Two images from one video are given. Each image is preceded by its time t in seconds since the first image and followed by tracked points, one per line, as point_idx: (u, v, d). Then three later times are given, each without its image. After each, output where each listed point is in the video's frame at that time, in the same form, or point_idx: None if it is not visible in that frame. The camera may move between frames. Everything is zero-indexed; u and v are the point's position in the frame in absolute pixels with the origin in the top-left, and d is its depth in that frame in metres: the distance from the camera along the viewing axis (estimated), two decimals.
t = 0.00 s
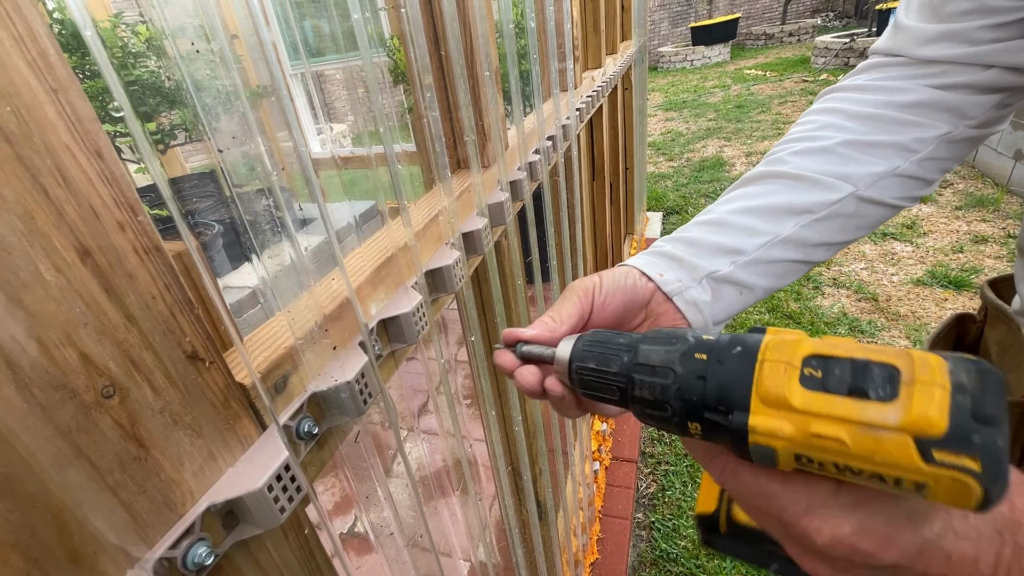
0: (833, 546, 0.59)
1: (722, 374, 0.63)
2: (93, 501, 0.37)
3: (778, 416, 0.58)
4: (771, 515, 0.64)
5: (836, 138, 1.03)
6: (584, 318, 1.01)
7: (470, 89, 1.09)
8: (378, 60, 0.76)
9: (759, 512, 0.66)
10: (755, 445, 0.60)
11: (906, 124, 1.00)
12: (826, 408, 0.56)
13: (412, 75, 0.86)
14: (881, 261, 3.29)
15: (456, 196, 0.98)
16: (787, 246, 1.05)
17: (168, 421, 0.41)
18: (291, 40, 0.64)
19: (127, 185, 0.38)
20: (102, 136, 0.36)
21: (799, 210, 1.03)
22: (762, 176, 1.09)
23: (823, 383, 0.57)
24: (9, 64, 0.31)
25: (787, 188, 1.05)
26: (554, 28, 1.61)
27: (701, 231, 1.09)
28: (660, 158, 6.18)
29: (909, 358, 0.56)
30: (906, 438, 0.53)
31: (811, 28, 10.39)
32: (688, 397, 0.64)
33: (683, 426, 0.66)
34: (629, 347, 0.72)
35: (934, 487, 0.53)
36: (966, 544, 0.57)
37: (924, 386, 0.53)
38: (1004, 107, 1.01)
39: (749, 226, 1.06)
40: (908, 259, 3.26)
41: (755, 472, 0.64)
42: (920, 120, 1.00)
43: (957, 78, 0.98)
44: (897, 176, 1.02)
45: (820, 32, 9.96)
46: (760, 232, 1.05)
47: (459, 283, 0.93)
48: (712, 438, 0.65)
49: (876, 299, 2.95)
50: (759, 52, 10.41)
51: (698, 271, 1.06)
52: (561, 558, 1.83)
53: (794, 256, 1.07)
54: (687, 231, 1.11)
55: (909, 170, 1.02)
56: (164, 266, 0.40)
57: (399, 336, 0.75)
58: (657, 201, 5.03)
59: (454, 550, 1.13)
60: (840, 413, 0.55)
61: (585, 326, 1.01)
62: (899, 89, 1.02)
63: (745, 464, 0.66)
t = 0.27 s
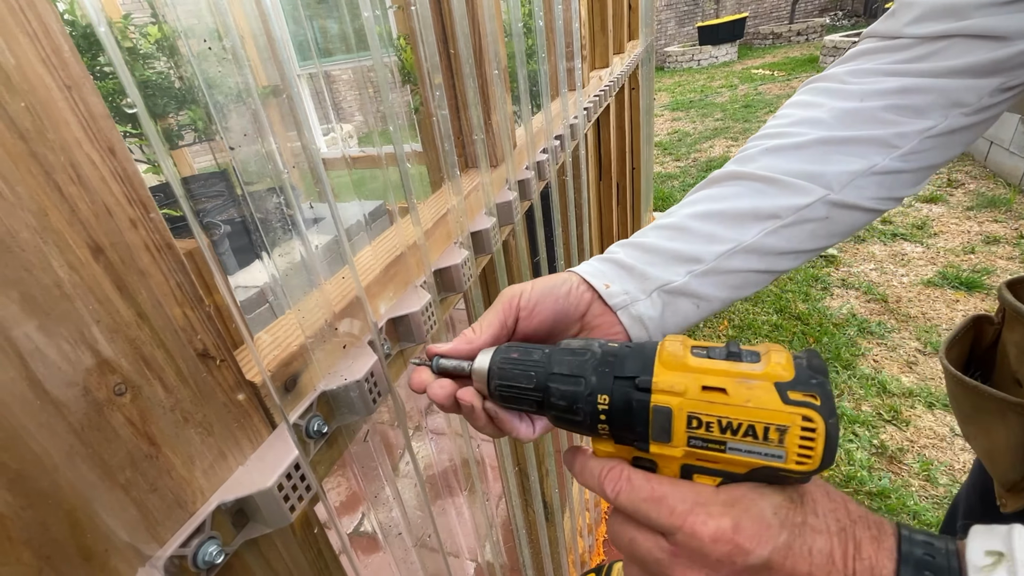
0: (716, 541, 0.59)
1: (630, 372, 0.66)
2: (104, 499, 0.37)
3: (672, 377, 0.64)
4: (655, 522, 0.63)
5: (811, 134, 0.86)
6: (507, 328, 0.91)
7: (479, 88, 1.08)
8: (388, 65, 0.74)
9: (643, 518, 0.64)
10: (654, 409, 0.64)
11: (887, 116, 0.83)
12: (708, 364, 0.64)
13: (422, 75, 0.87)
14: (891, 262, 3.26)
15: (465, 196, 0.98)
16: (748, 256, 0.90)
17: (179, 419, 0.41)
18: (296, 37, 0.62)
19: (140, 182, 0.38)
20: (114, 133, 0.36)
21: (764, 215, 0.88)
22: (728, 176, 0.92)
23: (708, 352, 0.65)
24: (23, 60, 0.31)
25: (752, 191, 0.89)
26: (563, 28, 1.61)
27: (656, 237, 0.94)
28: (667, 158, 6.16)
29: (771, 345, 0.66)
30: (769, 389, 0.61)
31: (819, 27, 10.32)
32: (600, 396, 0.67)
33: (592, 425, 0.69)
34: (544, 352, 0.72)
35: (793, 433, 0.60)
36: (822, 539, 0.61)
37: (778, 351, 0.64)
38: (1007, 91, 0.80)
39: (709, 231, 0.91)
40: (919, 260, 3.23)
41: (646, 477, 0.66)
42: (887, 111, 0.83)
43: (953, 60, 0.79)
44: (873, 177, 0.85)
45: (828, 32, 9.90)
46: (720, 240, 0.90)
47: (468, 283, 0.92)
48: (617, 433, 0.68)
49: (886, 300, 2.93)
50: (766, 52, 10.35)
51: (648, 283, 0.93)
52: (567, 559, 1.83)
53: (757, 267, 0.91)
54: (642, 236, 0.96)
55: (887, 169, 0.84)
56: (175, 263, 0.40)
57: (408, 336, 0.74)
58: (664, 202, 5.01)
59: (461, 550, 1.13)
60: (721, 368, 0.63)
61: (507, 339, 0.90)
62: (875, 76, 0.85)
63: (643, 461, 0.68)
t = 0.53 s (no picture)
0: (682, 540, 0.59)
1: (602, 366, 0.66)
2: (122, 492, 0.37)
3: (643, 372, 0.64)
4: (626, 517, 0.64)
5: (806, 134, 0.86)
6: (495, 321, 0.89)
7: (488, 86, 1.08)
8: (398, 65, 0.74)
9: (614, 513, 0.66)
10: (623, 404, 0.64)
11: (882, 116, 0.82)
12: (680, 360, 0.63)
13: (431, 74, 0.87)
14: (900, 262, 3.24)
15: (473, 194, 0.98)
16: (738, 254, 0.90)
17: (194, 413, 0.42)
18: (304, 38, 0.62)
19: (157, 178, 0.38)
20: (132, 130, 0.36)
21: (755, 214, 0.88)
22: (723, 175, 0.92)
23: (682, 348, 0.64)
24: (44, 56, 0.31)
25: (745, 190, 0.89)
26: (571, 27, 1.61)
27: (650, 235, 0.94)
28: (673, 157, 6.14)
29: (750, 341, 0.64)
30: (740, 386, 0.59)
31: (827, 26, 10.23)
32: (571, 391, 0.67)
33: (565, 418, 0.69)
34: (521, 345, 0.71)
35: (763, 433, 0.58)
36: (794, 544, 0.59)
37: (754, 347, 0.62)
38: (1006, 91, 0.79)
39: (702, 230, 0.91)
40: (928, 260, 3.21)
41: (618, 472, 0.67)
42: (882, 112, 0.82)
43: (948, 61, 0.77)
44: (868, 177, 0.84)
45: (836, 30, 9.84)
46: (712, 238, 0.90)
47: (476, 281, 0.92)
48: (590, 427, 0.68)
49: (895, 300, 2.91)
50: (774, 51, 10.29)
51: (640, 280, 0.93)
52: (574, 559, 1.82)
53: (748, 265, 0.91)
54: (636, 234, 0.96)
55: (882, 170, 0.84)
56: (191, 258, 0.41)
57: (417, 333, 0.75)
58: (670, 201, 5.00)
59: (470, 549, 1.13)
60: (692, 365, 0.62)
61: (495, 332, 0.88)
62: (871, 76, 0.84)
63: (617, 456, 0.69)
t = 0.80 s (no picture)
0: (681, 549, 0.59)
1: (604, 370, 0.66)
2: (130, 488, 0.37)
3: (645, 378, 0.63)
4: (625, 522, 0.64)
5: (804, 140, 0.85)
6: (497, 322, 0.88)
7: (493, 84, 1.08)
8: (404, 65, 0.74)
9: (612, 517, 0.65)
10: (623, 409, 0.63)
11: (880, 123, 0.82)
12: (684, 367, 0.62)
13: (437, 73, 0.87)
14: (906, 262, 3.22)
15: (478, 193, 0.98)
16: (742, 259, 0.89)
17: (201, 410, 0.42)
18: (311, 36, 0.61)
19: (165, 175, 0.38)
20: (141, 126, 0.36)
21: (756, 219, 0.87)
22: (722, 182, 0.92)
23: (686, 354, 0.63)
24: (53, 52, 0.31)
25: (746, 196, 0.89)
26: (576, 25, 1.60)
27: (651, 241, 0.94)
28: (677, 157, 6.12)
29: (756, 349, 0.63)
30: (744, 397, 0.58)
31: (833, 25, 10.18)
32: (573, 394, 0.66)
33: (565, 421, 0.68)
34: (523, 347, 0.71)
35: (767, 443, 0.57)
36: (793, 556, 0.58)
37: (759, 356, 0.60)
38: (1002, 97, 0.79)
39: (703, 235, 0.90)
40: (934, 260, 3.19)
41: (618, 477, 0.66)
42: (879, 118, 0.81)
43: (941, 69, 0.77)
44: (868, 182, 0.84)
45: (842, 30, 9.80)
46: (714, 243, 0.90)
47: (480, 280, 0.92)
48: (591, 429, 0.67)
49: (901, 301, 2.89)
50: (779, 50, 10.25)
51: (642, 284, 0.92)
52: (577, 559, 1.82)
53: (751, 270, 0.90)
54: (638, 240, 0.95)
55: (882, 176, 0.83)
56: (198, 256, 0.41)
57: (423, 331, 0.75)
58: (674, 201, 4.98)
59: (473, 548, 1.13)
60: (695, 372, 0.61)
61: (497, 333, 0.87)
62: (866, 84, 0.84)
63: (618, 460, 0.68)
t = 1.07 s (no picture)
0: (678, 545, 0.59)
1: (600, 367, 0.65)
2: (138, 483, 0.37)
3: (641, 376, 0.63)
4: (624, 518, 0.65)
5: (802, 143, 0.85)
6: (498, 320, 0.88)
7: (498, 83, 1.08)
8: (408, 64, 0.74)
9: (613, 513, 0.66)
10: (620, 407, 0.63)
11: (875, 126, 0.81)
12: (680, 365, 0.61)
13: (442, 71, 0.87)
14: (910, 263, 3.21)
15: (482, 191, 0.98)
16: (740, 260, 0.89)
17: (208, 406, 0.42)
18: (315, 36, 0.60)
19: (173, 172, 0.38)
20: (150, 123, 0.37)
21: (755, 220, 0.87)
22: (720, 184, 0.92)
23: (684, 351, 0.63)
24: (64, 48, 0.32)
25: (744, 197, 0.89)
26: (580, 24, 1.60)
27: (651, 242, 0.94)
28: (680, 157, 6.11)
29: (754, 344, 0.62)
30: (740, 395, 0.57)
31: (837, 25, 10.14)
32: (569, 391, 0.66)
33: (562, 418, 0.68)
34: (520, 344, 0.70)
35: (764, 442, 0.56)
36: (792, 551, 0.58)
37: (757, 353, 0.59)
38: (994, 102, 0.79)
39: (701, 236, 0.90)
40: (939, 261, 3.18)
41: (616, 474, 0.67)
42: (874, 122, 0.81)
43: (933, 76, 0.77)
44: (865, 184, 0.83)
45: (846, 29, 9.77)
46: (713, 244, 0.90)
47: (485, 278, 0.92)
48: (588, 426, 0.67)
49: (905, 301, 2.89)
50: (783, 49, 10.23)
51: (642, 285, 0.93)
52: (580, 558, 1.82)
53: (751, 271, 0.90)
54: (637, 241, 0.95)
55: (879, 177, 0.83)
56: (206, 253, 0.41)
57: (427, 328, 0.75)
58: (677, 200, 4.97)
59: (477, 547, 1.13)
60: (691, 370, 0.60)
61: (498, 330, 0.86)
62: (860, 89, 0.84)
63: (618, 455, 0.68)
